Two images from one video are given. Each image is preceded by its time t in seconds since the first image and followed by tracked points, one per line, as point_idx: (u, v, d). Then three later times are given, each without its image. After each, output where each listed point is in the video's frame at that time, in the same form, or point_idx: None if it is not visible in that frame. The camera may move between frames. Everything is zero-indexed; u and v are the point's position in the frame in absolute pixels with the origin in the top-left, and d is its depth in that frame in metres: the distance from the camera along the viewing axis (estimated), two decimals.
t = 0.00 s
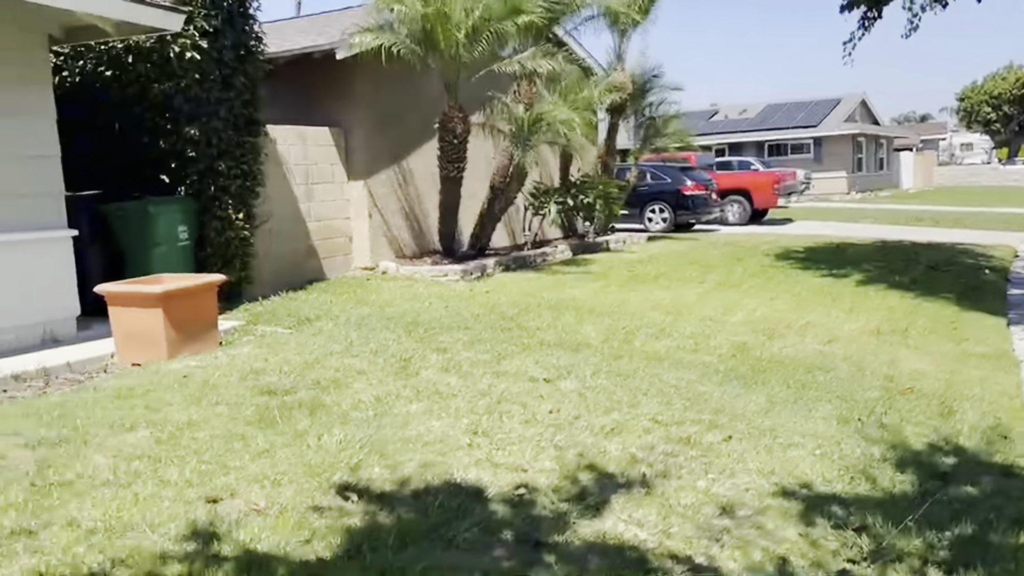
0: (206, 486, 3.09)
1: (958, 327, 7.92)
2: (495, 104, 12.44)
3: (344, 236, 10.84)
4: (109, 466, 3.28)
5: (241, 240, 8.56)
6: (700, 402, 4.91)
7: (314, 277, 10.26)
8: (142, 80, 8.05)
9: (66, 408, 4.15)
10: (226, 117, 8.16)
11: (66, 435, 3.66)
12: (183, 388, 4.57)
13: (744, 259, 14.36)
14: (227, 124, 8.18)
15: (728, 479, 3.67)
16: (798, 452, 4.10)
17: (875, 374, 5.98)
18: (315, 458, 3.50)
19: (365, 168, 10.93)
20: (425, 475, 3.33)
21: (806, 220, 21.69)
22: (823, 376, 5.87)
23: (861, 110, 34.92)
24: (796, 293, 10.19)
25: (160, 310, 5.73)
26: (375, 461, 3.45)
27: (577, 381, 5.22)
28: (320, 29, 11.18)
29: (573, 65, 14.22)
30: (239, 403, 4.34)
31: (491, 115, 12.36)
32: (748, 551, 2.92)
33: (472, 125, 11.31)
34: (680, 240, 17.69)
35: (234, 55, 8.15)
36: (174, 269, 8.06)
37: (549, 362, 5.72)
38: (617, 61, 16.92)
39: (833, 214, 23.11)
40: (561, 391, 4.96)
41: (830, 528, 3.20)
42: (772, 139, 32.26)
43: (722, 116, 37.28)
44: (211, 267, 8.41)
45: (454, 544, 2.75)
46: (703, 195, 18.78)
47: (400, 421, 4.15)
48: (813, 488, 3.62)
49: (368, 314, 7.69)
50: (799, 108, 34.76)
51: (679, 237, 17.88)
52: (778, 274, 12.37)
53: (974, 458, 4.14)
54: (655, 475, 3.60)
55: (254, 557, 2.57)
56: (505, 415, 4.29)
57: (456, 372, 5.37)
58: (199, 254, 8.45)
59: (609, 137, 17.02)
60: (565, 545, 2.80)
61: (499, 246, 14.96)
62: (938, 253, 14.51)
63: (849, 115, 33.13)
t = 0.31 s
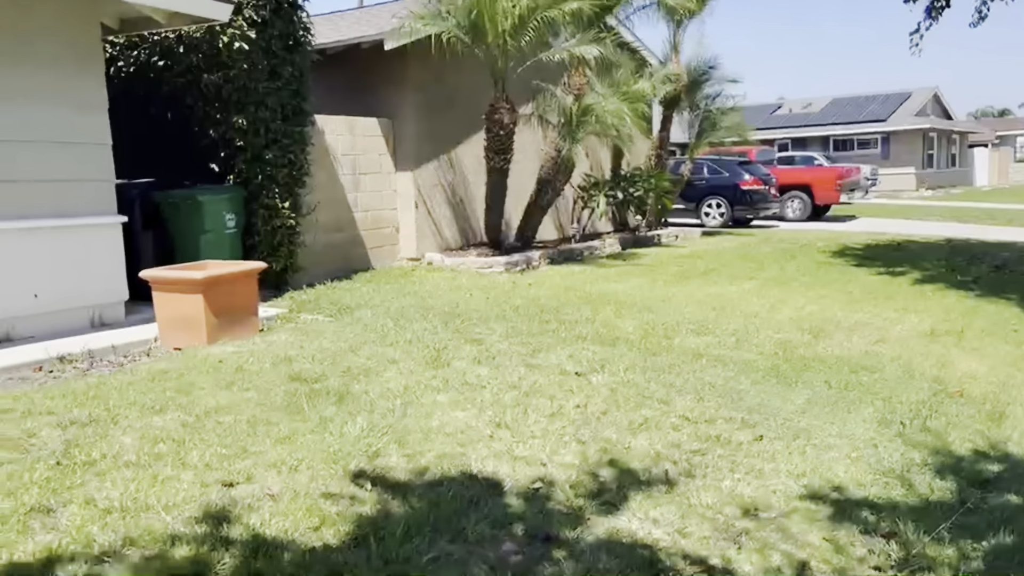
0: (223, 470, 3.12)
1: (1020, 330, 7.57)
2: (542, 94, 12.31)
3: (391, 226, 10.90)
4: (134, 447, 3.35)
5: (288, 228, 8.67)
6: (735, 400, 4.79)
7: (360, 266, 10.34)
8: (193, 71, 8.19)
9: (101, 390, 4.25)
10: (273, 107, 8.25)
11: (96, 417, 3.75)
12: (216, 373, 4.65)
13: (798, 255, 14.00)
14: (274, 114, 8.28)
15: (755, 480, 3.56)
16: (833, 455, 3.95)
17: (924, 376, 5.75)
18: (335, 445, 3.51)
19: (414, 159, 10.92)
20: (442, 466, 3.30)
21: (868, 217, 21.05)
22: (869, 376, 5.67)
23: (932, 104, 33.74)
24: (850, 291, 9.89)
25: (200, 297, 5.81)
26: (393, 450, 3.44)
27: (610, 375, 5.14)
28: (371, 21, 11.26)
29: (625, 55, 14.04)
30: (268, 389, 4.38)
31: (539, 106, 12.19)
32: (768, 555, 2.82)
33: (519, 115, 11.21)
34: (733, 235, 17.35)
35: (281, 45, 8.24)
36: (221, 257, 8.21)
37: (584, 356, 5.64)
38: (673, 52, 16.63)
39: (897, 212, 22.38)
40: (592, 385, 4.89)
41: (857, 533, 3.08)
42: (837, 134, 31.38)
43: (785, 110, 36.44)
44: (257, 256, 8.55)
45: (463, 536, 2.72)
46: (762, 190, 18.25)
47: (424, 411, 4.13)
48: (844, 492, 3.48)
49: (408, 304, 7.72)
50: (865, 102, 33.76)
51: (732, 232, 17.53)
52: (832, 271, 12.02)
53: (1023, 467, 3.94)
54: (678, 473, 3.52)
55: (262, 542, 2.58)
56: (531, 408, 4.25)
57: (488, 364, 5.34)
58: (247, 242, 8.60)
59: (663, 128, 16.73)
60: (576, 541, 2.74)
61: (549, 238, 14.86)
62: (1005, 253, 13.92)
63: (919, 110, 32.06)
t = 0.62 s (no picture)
0: (237, 458, 3.15)
1: None
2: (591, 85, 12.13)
3: (437, 218, 10.91)
4: (155, 432, 3.40)
5: (332, 219, 8.74)
6: (768, 401, 4.65)
7: (405, 257, 10.38)
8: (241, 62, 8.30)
9: (134, 374, 4.36)
10: (319, 98, 8.32)
11: (124, 401, 3.83)
12: (245, 360, 4.72)
13: (854, 253, 13.58)
14: (320, 104, 8.34)
15: (780, 485, 3.44)
16: (866, 462, 3.80)
17: (975, 382, 5.49)
18: (352, 435, 3.51)
19: (462, 150, 10.90)
20: (455, 460, 3.27)
21: (935, 215, 20.29)
22: (915, 380, 5.44)
23: (1010, 98, 32.33)
24: (906, 291, 9.53)
25: (239, 285, 5.89)
26: (408, 443, 3.42)
27: (640, 372, 5.05)
28: (421, 12, 11.26)
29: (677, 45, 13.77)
30: (294, 377, 4.42)
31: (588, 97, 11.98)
32: (781, 564, 2.72)
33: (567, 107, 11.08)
34: (789, 231, 16.92)
35: (327, 36, 8.31)
36: (267, 246, 8.34)
37: (616, 353, 5.56)
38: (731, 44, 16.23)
39: (966, 210, 21.51)
40: (621, 382, 4.81)
41: (881, 545, 2.95)
42: (906, 129, 30.32)
43: (853, 104, 35.35)
44: (302, 245, 8.65)
45: (466, 533, 2.69)
46: (823, 185, 17.70)
47: (446, 403, 4.11)
48: (873, 501, 3.34)
49: (447, 296, 7.71)
50: (937, 96, 32.54)
51: (788, 229, 17.10)
52: (890, 270, 11.60)
53: None
54: (698, 475, 3.42)
55: (264, 531, 2.59)
56: (554, 404, 4.19)
57: (518, 358, 5.29)
58: (293, 231, 8.72)
59: (718, 121, 16.41)
60: (580, 542, 2.69)
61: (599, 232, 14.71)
62: None
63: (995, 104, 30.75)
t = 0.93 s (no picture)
0: (262, 450, 3.17)
1: None
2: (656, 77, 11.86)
3: (496, 211, 10.87)
4: (190, 420, 3.46)
5: (390, 211, 8.77)
6: (818, 405, 4.45)
7: (464, 249, 10.37)
8: (302, 54, 8.39)
9: (179, 362, 4.45)
10: (378, 90, 8.33)
11: (164, 388, 3.90)
12: (288, 350, 4.77)
13: (931, 251, 12.96)
14: (378, 96, 8.37)
15: (821, 496, 3.27)
16: (917, 474, 3.58)
17: None
18: (381, 429, 3.49)
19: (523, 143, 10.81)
20: (480, 458, 3.21)
21: None
22: (983, 388, 5.12)
23: None
24: (984, 292, 9.02)
25: (290, 275, 5.96)
26: (435, 439, 3.38)
27: (686, 372, 4.90)
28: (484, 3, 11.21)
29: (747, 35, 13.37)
30: (334, 369, 4.44)
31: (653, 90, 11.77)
32: None
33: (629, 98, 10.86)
34: (864, 227, 16.28)
35: (387, 28, 8.30)
36: (325, 237, 8.44)
37: (664, 352, 5.41)
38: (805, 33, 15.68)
39: None
40: (664, 381, 4.68)
41: (924, 565, 2.76)
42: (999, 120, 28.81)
43: (944, 95, 33.75)
44: (360, 237, 8.73)
45: (479, 536, 2.63)
46: (905, 180, 17.06)
47: (480, 399, 4.06)
48: (921, 516, 3.14)
49: (499, 289, 7.66)
50: None
51: (863, 224, 16.46)
52: (969, 269, 11.02)
53: None
54: (734, 483, 3.28)
55: (278, 525, 2.58)
56: (591, 402, 4.09)
57: (561, 354, 5.21)
58: (352, 222, 8.79)
59: (791, 113, 15.86)
60: (597, 549, 2.59)
61: (663, 226, 14.41)
62: None
63: None
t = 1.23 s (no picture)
0: (298, 439, 3.16)
1: None
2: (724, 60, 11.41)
3: (560, 200, 10.73)
4: (233, 407, 3.49)
5: (452, 200, 8.75)
6: (884, 404, 4.19)
7: (527, 239, 10.27)
8: (365, 43, 8.39)
9: (231, 349, 4.52)
10: (439, 78, 8.29)
11: (212, 375, 3.95)
12: (338, 338, 4.78)
13: None
14: (440, 85, 8.32)
15: (878, 500, 3.07)
16: (988, 480, 3.32)
17: None
18: (419, 420, 3.44)
19: (587, 130, 10.65)
20: (516, 451, 3.13)
21: None
22: None
23: None
24: None
25: (346, 263, 6.02)
26: (472, 431, 3.31)
27: (744, 366, 4.69)
28: None
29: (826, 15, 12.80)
30: (381, 358, 4.43)
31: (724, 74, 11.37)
32: None
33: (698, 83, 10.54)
34: (952, 216, 15.47)
35: (449, 15, 8.23)
36: (387, 226, 8.47)
37: (723, 345, 5.20)
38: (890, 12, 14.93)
39: None
40: (720, 376, 4.49)
41: None
42: None
43: None
44: (422, 226, 8.75)
45: (506, 532, 2.55)
46: (1000, 166, 16.05)
47: (524, 391, 3.97)
48: (988, 525, 2.90)
49: (557, 279, 7.55)
50: None
51: (951, 213, 15.63)
52: None
53: None
54: (783, 484, 3.11)
55: (303, 515, 2.57)
56: (639, 396, 3.96)
57: (614, 346, 5.07)
58: (414, 212, 8.80)
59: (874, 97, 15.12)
60: (628, 550, 2.49)
61: (736, 215, 14.01)
62: None
63: None
